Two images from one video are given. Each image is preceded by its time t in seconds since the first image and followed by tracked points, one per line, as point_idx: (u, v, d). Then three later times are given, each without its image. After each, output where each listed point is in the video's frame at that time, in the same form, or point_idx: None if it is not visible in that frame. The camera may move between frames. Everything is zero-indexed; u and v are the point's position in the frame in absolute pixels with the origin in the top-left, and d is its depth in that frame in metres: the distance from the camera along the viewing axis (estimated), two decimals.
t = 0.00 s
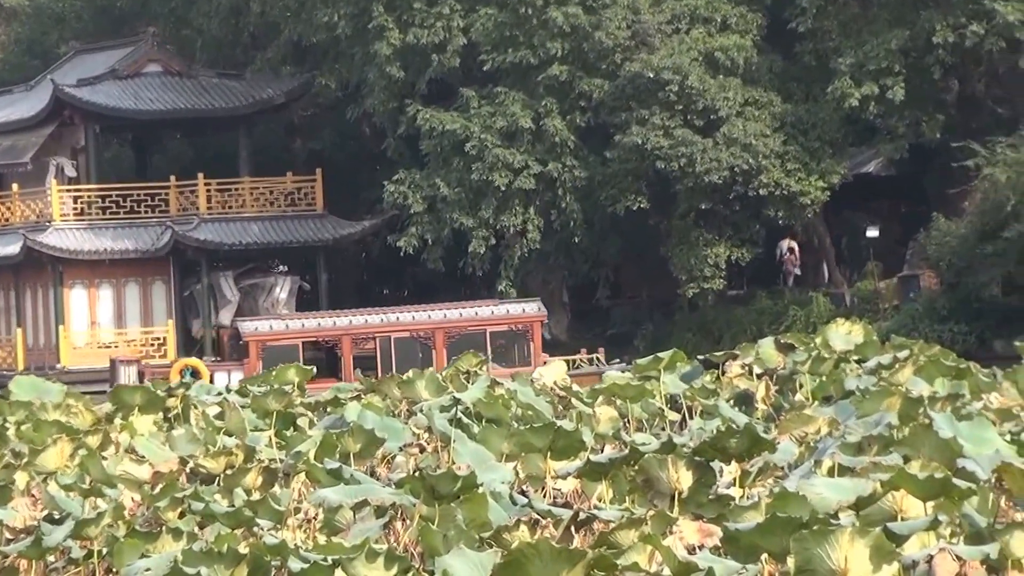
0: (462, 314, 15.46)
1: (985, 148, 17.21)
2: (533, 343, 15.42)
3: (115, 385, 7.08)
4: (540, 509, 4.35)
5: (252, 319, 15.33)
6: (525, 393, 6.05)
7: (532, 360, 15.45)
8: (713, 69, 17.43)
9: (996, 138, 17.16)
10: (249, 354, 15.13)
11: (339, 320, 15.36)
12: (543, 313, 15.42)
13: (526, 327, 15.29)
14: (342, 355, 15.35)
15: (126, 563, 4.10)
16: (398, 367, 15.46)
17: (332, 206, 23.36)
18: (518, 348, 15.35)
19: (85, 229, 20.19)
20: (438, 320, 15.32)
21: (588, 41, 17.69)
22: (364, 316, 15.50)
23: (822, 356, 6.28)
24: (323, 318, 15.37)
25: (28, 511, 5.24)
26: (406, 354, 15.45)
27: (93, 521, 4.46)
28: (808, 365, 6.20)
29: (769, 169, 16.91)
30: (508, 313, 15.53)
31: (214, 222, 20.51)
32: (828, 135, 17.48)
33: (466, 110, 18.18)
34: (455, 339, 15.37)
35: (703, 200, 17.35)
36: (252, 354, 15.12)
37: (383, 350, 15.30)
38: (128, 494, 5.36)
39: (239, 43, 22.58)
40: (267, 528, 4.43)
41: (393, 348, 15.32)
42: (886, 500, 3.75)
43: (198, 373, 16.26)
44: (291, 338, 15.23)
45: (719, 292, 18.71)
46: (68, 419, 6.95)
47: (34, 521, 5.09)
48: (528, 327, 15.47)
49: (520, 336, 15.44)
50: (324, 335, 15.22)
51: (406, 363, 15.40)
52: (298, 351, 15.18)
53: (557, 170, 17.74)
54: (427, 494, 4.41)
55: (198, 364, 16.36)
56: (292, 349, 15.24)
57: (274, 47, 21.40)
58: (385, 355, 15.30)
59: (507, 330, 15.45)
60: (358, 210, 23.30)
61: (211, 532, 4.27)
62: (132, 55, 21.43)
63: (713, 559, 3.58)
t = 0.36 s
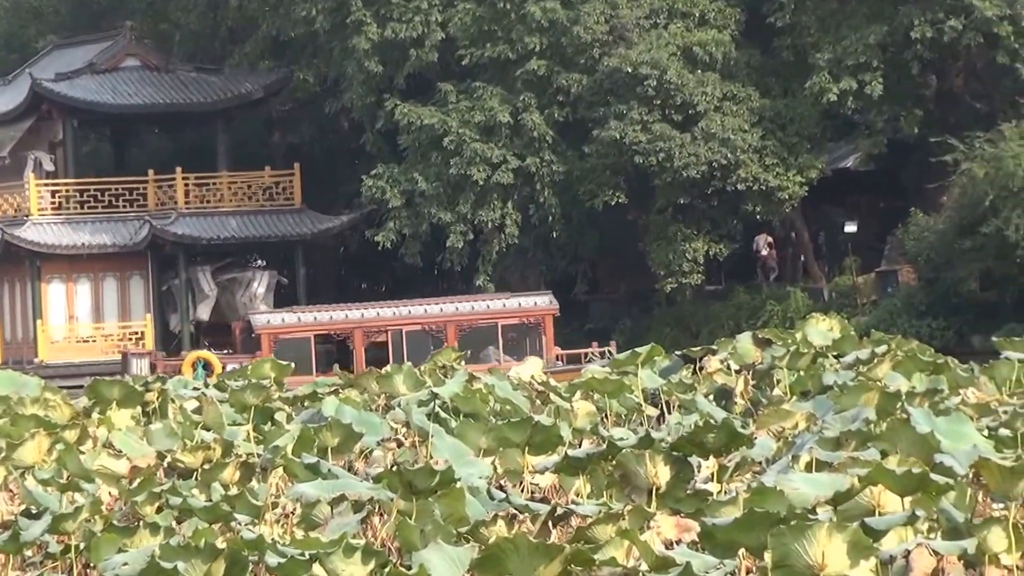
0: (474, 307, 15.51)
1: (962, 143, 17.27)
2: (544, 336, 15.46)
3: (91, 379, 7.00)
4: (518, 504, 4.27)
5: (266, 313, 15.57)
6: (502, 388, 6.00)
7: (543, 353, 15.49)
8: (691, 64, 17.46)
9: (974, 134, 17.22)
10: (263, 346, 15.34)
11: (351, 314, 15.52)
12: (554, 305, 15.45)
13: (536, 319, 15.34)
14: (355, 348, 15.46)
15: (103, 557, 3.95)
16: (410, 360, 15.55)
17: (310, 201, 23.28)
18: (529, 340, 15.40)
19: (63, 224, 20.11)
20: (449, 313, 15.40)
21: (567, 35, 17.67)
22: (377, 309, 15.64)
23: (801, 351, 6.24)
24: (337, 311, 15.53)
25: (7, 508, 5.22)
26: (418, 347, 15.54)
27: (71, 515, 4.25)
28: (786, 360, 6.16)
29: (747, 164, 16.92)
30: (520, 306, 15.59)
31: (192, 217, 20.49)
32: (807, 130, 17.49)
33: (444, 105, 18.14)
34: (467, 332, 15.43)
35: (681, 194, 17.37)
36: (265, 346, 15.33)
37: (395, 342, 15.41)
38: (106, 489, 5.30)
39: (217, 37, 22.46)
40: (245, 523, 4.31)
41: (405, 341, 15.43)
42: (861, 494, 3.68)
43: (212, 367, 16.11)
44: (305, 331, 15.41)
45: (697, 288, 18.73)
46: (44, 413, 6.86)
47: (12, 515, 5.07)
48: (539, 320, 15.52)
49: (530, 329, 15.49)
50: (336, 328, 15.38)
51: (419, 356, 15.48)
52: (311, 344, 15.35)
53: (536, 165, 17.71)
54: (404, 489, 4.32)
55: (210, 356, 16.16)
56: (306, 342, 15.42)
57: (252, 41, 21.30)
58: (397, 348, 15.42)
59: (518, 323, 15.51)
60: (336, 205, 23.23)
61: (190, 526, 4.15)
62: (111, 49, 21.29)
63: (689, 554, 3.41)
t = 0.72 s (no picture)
0: (482, 298, 15.32)
1: (936, 137, 17.36)
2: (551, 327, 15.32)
3: (64, 371, 6.95)
4: (491, 497, 4.24)
5: (272, 304, 15.38)
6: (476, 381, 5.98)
7: (551, 344, 15.36)
8: (665, 58, 17.46)
9: (948, 128, 17.28)
10: (270, 337, 15.19)
11: (359, 305, 15.32)
12: (563, 297, 15.33)
13: (543, 311, 15.18)
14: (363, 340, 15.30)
15: (76, 552, 3.81)
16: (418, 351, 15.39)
17: (284, 193, 23.17)
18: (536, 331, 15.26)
19: (37, 216, 20.02)
20: (458, 304, 15.21)
21: (541, 29, 17.63)
22: (385, 301, 15.44)
23: (775, 345, 6.23)
24: (344, 303, 15.38)
25: None
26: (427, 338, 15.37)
27: (44, 509, 4.20)
28: (760, 354, 6.15)
29: (721, 157, 16.96)
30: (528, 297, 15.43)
31: (166, 210, 20.32)
32: (781, 124, 17.53)
33: (418, 98, 18.07)
34: (475, 324, 15.26)
35: (655, 188, 17.39)
36: (273, 338, 15.19)
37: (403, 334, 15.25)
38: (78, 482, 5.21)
39: (190, 30, 22.33)
40: (218, 517, 4.19)
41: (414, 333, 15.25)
42: (835, 489, 3.57)
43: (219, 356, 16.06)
44: (313, 322, 15.29)
45: (671, 281, 18.75)
46: (18, 405, 6.80)
47: None
48: (547, 312, 15.39)
49: (539, 320, 15.34)
50: (343, 320, 15.21)
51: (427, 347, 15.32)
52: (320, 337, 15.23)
53: (510, 158, 17.69)
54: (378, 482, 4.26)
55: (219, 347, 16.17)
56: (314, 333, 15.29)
57: (226, 34, 21.20)
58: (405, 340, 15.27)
59: (526, 315, 15.36)
60: (310, 198, 23.13)
61: (162, 520, 3.97)
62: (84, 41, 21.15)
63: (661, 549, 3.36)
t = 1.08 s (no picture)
0: (487, 290, 15.37)
1: (906, 131, 17.45)
2: (554, 318, 15.32)
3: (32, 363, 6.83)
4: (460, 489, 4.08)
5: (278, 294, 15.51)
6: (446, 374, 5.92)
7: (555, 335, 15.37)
8: (636, 50, 17.51)
9: (918, 122, 17.36)
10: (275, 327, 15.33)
11: (364, 295, 15.41)
12: (566, 288, 15.30)
13: (546, 302, 15.22)
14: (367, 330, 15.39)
15: (47, 542, 3.69)
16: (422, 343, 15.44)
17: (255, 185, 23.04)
18: (539, 322, 15.29)
19: (6, 208, 19.86)
20: (462, 295, 15.29)
21: (512, 21, 17.61)
22: (390, 291, 15.53)
23: (746, 338, 6.22)
24: (349, 293, 15.46)
25: None
26: (431, 328, 15.43)
27: (12, 500, 4.05)
28: (730, 347, 6.14)
29: (692, 150, 16.99)
30: (532, 288, 15.45)
31: (137, 202, 20.12)
32: (751, 117, 17.56)
33: (389, 91, 17.97)
34: (479, 314, 15.32)
35: (626, 181, 17.38)
36: (277, 327, 15.33)
37: (407, 324, 15.32)
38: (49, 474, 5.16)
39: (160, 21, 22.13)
40: (188, 508, 4.07)
41: (418, 323, 15.32)
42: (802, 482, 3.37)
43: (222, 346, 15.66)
44: (318, 312, 15.40)
45: (642, 274, 18.76)
46: None
47: None
48: (551, 302, 15.37)
49: (542, 311, 15.35)
50: (347, 310, 15.32)
51: (431, 338, 15.39)
52: (323, 326, 15.31)
53: (481, 151, 17.67)
54: (347, 474, 4.06)
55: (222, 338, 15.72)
56: (319, 323, 15.40)
57: (197, 24, 21.06)
58: (409, 330, 15.35)
59: (529, 305, 15.39)
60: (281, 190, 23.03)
61: (134, 510, 3.89)
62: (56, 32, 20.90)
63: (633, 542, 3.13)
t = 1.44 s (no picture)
0: (487, 279, 15.24)
1: (872, 123, 17.52)
2: (555, 308, 15.17)
3: None
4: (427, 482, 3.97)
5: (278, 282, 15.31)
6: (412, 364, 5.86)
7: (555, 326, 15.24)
8: (603, 42, 17.56)
9: (885, 114, 17.43)
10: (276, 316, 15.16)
11: (365, 284, 15.20)
12: (567, 278, 15.14)
13: (548, 292, 15.08)
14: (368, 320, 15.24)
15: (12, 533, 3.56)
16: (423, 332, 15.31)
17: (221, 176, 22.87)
18: (539, 312, 15.16)
19: None
20: (462, 285, 15.16)
21: (480, 12, 17.57)
22: (391, 281, 15.36)
23: (712, 330, 6.21)
24: (350, 282, 15.29)
25: None
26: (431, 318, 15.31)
27: None
28: (695, 339, 6.12)
29: (659, 143, 17.05)
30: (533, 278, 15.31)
31: (104, 191, 20.01)
32: (718, 109, 17.59)
33: (356, 81, 17.86)
34: (480, 304, 15.19)
35: (594, 172, 17.37)
36: (278, 317, 15.16)
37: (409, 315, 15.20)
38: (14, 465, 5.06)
39: (126, 11, 21.91)
40: (154, 499, 3.94)
41: (418, 313, 15.21)
42: (770, 473, 3.26)
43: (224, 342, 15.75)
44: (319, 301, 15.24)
45: (609, 265, 18.77)
46: None
47: None
48: (552, 292, 15.23)
49: (543, 301, 15.18)
50: (348, 300, 15.13)
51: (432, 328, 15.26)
52: (325, 316, 15.15)
53: (448, 142, 17.64)
54: (313, 466, 3.96)
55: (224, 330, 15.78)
56: (320, 313, 15.25)
57: (164, 15, 20.88)
58: (411, 320, 15.24)
59: (530, 295, 15.25)
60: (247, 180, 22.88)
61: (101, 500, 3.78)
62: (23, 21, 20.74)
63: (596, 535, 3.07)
